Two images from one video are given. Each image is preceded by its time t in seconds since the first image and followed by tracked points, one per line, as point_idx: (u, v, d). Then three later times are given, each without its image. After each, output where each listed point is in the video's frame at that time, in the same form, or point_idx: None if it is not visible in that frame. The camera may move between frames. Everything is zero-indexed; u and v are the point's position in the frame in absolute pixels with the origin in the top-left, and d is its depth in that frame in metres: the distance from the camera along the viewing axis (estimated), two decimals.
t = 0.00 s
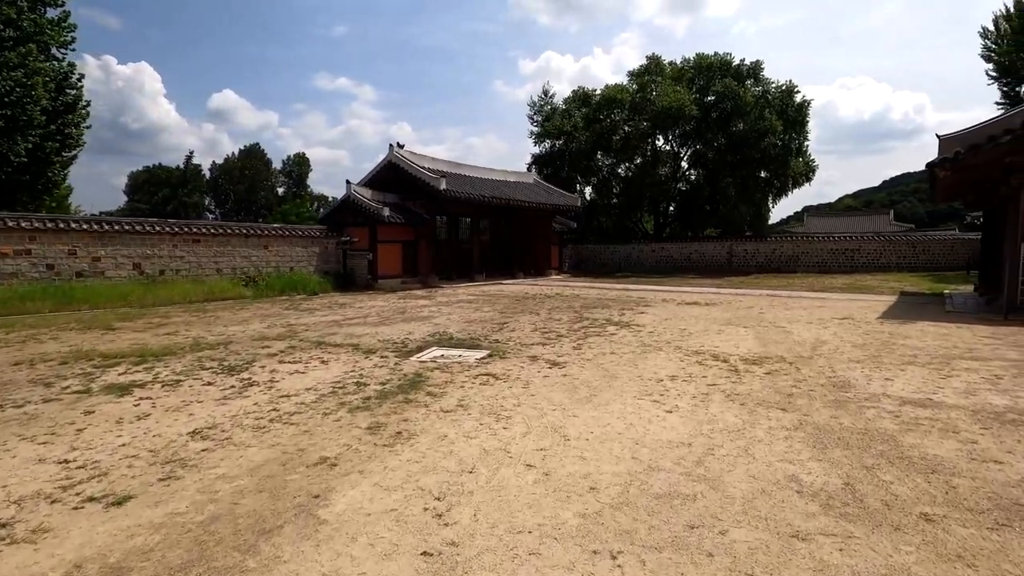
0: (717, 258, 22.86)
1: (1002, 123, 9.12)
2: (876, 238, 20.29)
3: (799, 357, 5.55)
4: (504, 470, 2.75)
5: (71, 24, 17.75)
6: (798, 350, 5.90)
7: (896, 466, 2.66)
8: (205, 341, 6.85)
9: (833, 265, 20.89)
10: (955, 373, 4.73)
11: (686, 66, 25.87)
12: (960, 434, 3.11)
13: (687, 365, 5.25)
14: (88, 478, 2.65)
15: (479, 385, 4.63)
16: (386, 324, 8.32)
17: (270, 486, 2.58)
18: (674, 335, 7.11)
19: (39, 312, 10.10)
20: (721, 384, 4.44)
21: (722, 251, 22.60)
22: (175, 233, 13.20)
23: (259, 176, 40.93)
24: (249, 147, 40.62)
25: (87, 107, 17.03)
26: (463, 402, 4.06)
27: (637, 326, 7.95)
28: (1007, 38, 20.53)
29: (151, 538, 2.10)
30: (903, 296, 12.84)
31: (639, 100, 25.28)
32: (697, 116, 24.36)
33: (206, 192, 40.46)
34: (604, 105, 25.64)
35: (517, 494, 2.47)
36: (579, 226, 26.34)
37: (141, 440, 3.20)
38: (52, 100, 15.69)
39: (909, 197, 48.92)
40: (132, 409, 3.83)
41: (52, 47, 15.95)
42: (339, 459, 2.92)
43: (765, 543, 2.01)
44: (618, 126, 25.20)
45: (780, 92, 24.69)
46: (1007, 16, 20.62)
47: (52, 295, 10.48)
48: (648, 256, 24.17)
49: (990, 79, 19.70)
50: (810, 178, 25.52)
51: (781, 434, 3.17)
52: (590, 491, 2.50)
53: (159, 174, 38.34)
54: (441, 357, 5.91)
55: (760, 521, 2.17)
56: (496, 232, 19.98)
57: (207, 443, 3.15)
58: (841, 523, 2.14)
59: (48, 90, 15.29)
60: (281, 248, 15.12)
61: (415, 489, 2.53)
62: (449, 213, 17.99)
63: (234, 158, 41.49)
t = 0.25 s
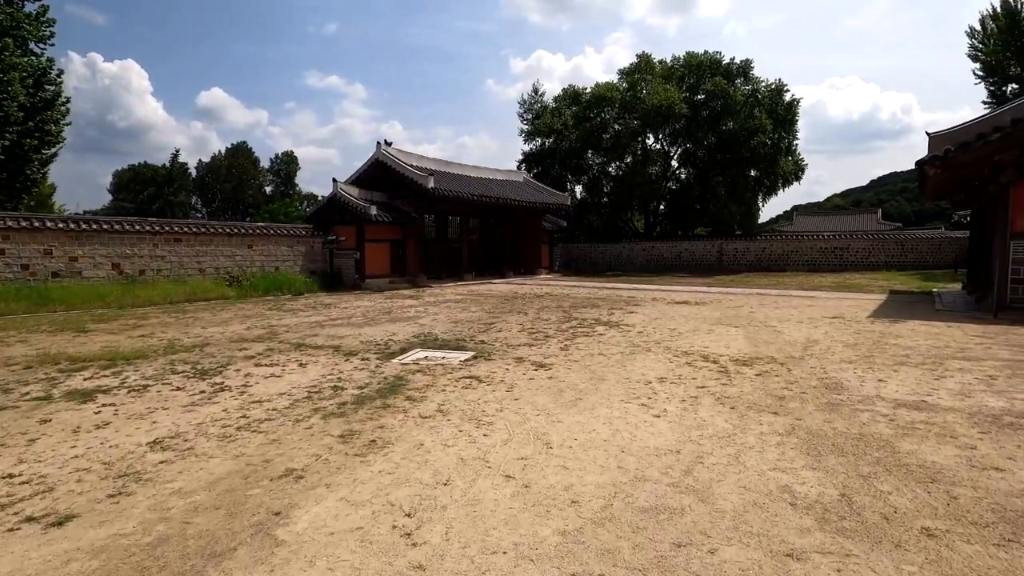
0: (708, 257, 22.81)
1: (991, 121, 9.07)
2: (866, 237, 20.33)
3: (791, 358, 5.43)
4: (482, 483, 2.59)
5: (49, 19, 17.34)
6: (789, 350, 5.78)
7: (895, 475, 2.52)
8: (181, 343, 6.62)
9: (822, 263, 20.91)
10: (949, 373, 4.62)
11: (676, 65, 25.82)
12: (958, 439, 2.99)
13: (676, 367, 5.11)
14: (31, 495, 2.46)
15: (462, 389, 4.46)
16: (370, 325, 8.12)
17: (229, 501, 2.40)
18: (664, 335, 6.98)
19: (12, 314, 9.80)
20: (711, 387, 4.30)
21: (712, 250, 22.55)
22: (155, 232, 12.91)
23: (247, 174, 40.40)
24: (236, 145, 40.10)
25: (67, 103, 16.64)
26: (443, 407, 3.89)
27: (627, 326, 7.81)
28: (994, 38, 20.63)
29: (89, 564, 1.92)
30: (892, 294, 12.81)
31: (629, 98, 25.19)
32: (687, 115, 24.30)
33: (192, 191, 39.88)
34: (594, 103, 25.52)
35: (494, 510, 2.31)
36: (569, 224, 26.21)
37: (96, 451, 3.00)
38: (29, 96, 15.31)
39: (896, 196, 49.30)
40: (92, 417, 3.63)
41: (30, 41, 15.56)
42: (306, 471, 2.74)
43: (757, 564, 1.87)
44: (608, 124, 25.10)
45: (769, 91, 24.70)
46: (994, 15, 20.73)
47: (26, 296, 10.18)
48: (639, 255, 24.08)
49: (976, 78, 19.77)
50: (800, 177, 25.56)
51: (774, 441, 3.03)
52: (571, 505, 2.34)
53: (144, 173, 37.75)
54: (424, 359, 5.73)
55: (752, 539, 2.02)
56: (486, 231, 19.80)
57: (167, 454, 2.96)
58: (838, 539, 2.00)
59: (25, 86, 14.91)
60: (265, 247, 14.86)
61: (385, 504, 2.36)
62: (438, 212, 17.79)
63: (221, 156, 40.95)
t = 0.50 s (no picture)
0: (701, 257, 22.72)
1: (986, 119, 8.99)
2: (859, 237, 20.30)
3: (784, 359, 5.29)
4: (456, 495, 2.42)
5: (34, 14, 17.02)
6: (782, 352, 5.64)
7: (895, 486, 2.38)
8: (158, 344, 6.40)
9: (816, 263, 20.87)
10: (946, 376, 4.49)
11: (670, 64, 25.73)
12: (959, 446, 2.85)
13: (667, 369, 4.96)
14: None
15: (444, 392, 4.29)
16: (357, 325, 7.94)
17: (182, 517, 2.22)
18: (655, 335, 6.83)
19: None
20: (702, 390, 4.15)
21: (706, 249, 22.46)
22: (140, 230, 12.66)
23: (238, 173, 40.02)
24: (227, 143, 39.70)
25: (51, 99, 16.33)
26: (423, 412, 3.72)
27: (618, 327, 7.65)
28: (987, 38, 20.62)
29: None
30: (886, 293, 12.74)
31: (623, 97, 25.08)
32: (681, 114, 24.20)
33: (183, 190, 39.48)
34: (588, 102, 25.40)
35: (467, 526, 2.14)
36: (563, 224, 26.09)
37: (48, 461, 2.82)
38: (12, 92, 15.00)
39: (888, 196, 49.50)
40: (50, 424, 3.44)
41: (13, 36, 15.24)
42: (269, 483, 2.57)
43: None
44: (601, 123, 24.97)
45: (763, 90, 24.64)
46: (986, 16, 20.75)
47: (5, 295, 9.92)
48: (633, 255, 23.97)
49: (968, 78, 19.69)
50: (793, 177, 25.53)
51: (766, 448, 2.88)
52: (550, 520, 2.18)
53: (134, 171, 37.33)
54: (408, 361, 5.56)
55: (742, 559, 1.88)
56: (478, 230, 19.63)
57: (122, 465, 2.78)
58: (835, 560, 1.85)
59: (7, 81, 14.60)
60: (253, 247, 14.64)
61: (349, 521, 2.19)
62: (429, 211, 17.61)
63: (212, 154, 40.55)
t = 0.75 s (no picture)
0: (695, 256, 22.63)
1: (981, 117, 8.90)
2: (853, 236, 20.26)
3: (778, 362, 5.17)
4: (430, 512, 2.28)
5: (17, 9, 16.70)
6: (777, 354, 5.51)
7: (895, 501, 2.24)
8: (136, 347, 6.21)
9: (809, 262, 20.82)
10: (944, 378, 4.38)
11: (664, 62, 25.62)
12: (963, 455, 2.72)
13: (659, 372, 4.83)
14: None
15: (428, 397, 4.13)
16: (344, 327, 7.77)
17: (133, 540, 2.06)
18: (647, 337, 6.70)
19: None
20: (694, 395, 4.01)
21: (700, 248, 22.36)
22: (125, 230, 12.43)
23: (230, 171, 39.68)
24: (218, 142, 39.35)
25: (35, 96, 16.03)
26: (403, 419, 3.57)
27: (610, 328, 7.51)
28: (980, 37, 20.61)
29: None
30: (880, 293, 12.68)
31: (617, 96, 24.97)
32: (675, 113, 24.10)
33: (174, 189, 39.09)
34: (582, 101, 25.26)
35: (439, 548, 2.00)
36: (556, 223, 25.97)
37: None
38: None
39: (881, 196, 49.67)
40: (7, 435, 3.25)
41: None
42: (233, 500, 2.41)
43: None
44: (595, 122, 24.85)
45: (757, 89, 24.58)
46: (979, 15, 20.76)
47: None
48: (627, 254, 23.85)
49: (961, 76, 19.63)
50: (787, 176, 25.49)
51: (761, 459, 2.74)
52: (529, 541, 2.04)
53: (125, 170, 36.92)
54: (393, 365, 5.40)
55: None
56: (471, 230, 19.46)
57: (79, 479, 2.61)
58: None
59: None
60: (242, 246, 14.46)
61: (314, 543, 2.04)
62: (422, 209, 17.42)
63: (203, 153, 40.18)
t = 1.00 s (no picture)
0: (690, 255, 22.51)
1: (978, 112, 8.79)
2: (848, 234, 20.19)
3: (775, 361, 5.02)
4: (403, 525, 2.11)
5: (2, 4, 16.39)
6: (773, 353, 5.36)
7: (903, 512, 2.09)
8: (113, 348, 6.00)
9: (805, 261, 20.73)
10: (945, 378, 4.23)
11: (659, 60, 25.50)
12: (971, 460, 2.57)
13: (652, 373, 4.66)
14: None
15: (410, 399, 3.96)
16: (330, 326, 7.57)
17: (74, 560, 1.89)
18: (641, 336, 6.54)
19: None
20: (688, 396, 3.85)
21: (695, 247, 22.24)
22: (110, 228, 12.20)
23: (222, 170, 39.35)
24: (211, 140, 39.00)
25: (20, 92, 15.73)
26: (383, 423, 3.39)
27: (603, 327, 7.35)
28: (974, 35, 20.59)
29: None
30: (876, 291, 12.60)
31: (611, 94, 24.83)
32: (670, 111, 23.98)
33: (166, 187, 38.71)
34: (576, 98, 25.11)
35: (410, 567, 1.83)
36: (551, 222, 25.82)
37: None
38: None
39: (875, 195, 49.75)
40: None
41: None
42: (191, 512, 2.23)
43: None
44: (590, 120, 24.70)
45: (752, 87, 24.48)
46: (974, 13, 20.73)
47: None
48: (622, 253, 23.72)
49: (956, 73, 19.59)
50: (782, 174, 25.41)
51: (759, 464, 2.59)
52: (508, 557, 1.88)
53: (115, 168, 36.52)
54: (378, 365, 5.22)
55: None
56: (464, 229, 19.29)
57: (27, 490, 2.43)
58: None
59: None
60: (231, 245, 14.28)
61: (273, 562, 1.87)
62: (414, 208, 17.23)
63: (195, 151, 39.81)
